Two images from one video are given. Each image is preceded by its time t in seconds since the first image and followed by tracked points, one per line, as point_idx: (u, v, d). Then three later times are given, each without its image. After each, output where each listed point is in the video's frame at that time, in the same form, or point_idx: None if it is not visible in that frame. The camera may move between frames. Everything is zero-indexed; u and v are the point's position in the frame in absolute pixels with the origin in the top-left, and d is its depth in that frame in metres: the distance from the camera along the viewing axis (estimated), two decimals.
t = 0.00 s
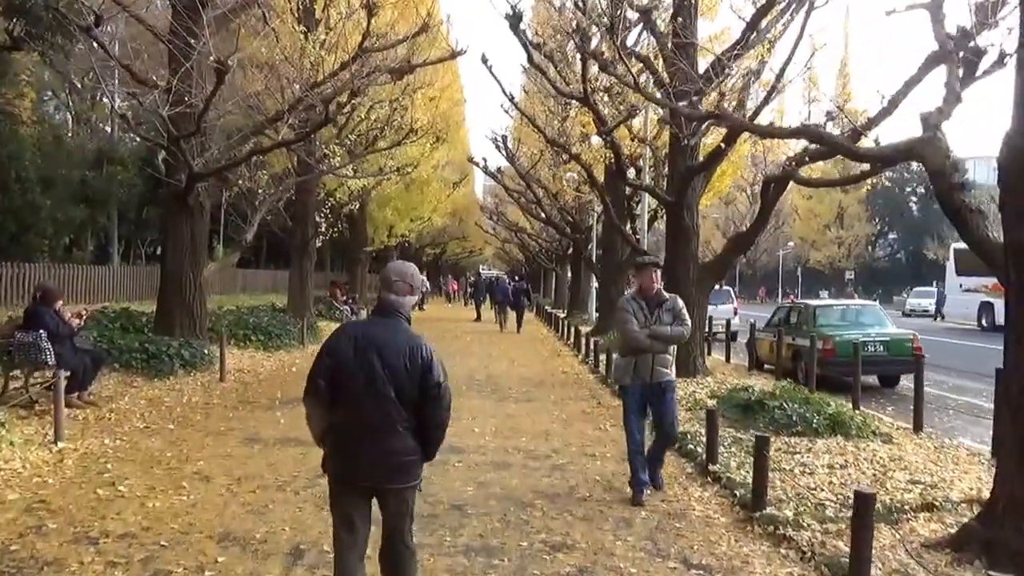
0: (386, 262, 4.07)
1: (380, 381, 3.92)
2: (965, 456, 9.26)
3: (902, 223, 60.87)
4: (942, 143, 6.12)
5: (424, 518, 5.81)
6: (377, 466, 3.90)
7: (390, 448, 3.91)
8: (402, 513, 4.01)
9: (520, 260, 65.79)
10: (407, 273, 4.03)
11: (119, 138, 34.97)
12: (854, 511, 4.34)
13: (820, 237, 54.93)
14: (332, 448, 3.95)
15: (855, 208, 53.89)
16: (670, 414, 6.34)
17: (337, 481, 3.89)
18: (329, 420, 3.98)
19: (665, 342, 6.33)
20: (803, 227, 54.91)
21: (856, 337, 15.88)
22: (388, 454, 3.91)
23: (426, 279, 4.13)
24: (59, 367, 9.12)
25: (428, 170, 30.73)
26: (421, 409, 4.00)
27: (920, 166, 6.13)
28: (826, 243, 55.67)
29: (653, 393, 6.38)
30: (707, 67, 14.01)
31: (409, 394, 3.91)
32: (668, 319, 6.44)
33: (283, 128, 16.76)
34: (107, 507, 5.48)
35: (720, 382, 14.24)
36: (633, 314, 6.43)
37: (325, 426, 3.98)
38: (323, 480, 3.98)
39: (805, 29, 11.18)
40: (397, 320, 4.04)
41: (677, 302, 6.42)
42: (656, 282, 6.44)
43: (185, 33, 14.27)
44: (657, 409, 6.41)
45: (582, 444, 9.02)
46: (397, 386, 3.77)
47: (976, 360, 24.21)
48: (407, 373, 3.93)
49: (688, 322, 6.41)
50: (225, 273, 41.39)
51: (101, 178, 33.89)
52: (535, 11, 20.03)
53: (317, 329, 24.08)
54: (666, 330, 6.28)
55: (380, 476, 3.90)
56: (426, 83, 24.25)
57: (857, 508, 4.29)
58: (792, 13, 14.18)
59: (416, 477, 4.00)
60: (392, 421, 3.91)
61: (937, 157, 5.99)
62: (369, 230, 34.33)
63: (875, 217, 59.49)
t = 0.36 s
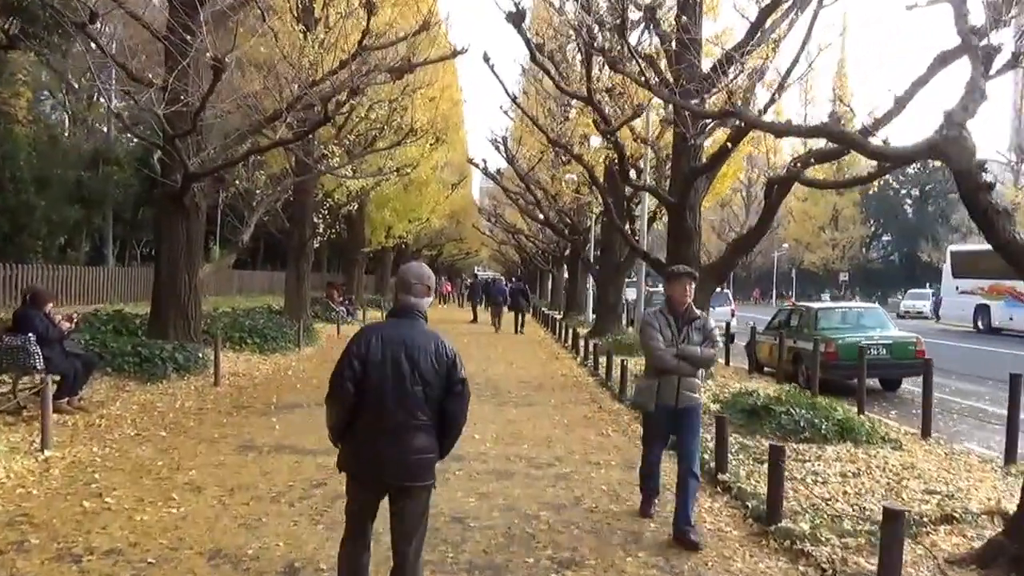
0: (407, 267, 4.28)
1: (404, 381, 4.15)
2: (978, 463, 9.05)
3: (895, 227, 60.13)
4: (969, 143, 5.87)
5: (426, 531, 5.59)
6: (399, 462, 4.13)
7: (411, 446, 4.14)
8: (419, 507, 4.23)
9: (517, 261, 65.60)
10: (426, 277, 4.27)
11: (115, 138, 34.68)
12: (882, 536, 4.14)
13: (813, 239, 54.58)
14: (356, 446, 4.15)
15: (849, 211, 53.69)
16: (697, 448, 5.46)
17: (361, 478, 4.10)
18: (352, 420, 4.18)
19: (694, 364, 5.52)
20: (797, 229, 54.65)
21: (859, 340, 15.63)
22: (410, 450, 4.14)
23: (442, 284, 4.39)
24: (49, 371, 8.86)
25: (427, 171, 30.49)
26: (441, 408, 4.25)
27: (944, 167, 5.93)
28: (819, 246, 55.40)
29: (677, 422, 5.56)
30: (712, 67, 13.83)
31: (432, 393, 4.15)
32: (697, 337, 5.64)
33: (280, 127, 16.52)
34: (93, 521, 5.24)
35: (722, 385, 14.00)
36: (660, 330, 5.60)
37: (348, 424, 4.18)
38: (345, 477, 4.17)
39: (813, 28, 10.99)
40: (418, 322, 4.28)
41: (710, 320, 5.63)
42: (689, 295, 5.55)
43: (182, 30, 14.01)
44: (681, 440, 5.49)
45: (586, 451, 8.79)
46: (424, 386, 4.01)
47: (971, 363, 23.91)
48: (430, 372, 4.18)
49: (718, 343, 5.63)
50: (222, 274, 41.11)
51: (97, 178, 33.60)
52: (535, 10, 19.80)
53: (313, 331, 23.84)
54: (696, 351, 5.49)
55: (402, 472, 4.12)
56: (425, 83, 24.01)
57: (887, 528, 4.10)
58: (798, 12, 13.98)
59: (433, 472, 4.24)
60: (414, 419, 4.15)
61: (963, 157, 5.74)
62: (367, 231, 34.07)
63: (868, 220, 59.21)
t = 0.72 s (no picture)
0: (395, 269, 4.31)
1: (393, 382, 4.17)
2: (992, 470, 8.83)
3: (894, 228, 59.94)
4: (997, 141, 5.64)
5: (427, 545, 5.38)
6: (391, 462, 4.15)
7: (403, 446, 4.16)
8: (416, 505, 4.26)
9: (517, 263, 65.37)
10: (414, 278, 4.28)
11: (113, 138, 34.49)
12: (911, 561, 4.07)
13: (812, 241, 54.02)
14: (350, 448, 4.19)
15: (847, 213, 53.46)
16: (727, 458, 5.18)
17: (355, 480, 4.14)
18: (345, 423, 4.21)
19: (735, 372, 5.02)
20: (795, 231, 54.08)
21: (864, 343, 15.37)
22: (402, 450, 4.16)
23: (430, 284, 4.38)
24: (38, 376, 8.61)
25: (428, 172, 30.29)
26: (430, 407, 4.25)
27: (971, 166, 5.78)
28: (818, 248, 55.03)
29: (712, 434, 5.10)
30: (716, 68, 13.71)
31: (420, 393, 4.16)
32: (738, 340, 5.11)
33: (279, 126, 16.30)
34: (79, 535, 5.01)
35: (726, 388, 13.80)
36: (697, 333, 5.05)
37: (341, 428, 4.21)
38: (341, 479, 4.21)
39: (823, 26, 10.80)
40: (405, 322, 4.29)
41: (753, 321, 5.09)
42: (729, 293, 5.01)
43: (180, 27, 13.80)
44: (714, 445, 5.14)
45: (590, 457, 8.58)
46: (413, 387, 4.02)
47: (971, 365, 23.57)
48: (418, 372, 4.20)
49: (764, 346, 5.09)
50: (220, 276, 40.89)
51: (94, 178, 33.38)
52: (537, 9, 19.58)
53: (312, 333, 23.63)
54: (738, 356, 4.97)
55: (395, 472, 4.15)
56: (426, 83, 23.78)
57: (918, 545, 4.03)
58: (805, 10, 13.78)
59: (427, 471, 4.26)
60: (405, 419, 4.16)
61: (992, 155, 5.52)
62: (367, 232, 33.82)
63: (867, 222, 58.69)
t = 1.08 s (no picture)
0: (401, 273, 4.44)
1: (392, 382, 4.30)
2: (1013, 479, 8.54)
3: (898, 230, 59.13)
4: None
5: (427, 559, 5.13)
6: (388, 461, 4.29)
7: (400, 445, 4.30)
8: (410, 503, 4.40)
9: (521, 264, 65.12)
10: (418, 282, 4.42)
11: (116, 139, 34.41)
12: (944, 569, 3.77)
13: (816, 243, 53.40)
14: (347, 445, 4.33)
15: (852, 214, 53.03)
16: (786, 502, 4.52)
17: (351, 476, 4.28)
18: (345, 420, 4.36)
19: (788, 391, 4.47)
20: (799, 233, 53.41)
21: (874, 346, 15.00)
22: (399, 449, 4.30)
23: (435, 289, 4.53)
24: (29, 378, 8.54)
25: (431, 173, 30.05)
26: (428, 409, 4.39)
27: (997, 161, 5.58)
28: (822, 250, 54.71)
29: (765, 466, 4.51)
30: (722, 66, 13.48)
31: (419, 395, 4.31)
32: (787, 354, 4.57)
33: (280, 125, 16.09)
34: (63, 548, 4.80)
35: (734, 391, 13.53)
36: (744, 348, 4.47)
37: (340, 425, 4.36)
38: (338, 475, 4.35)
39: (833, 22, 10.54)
40: (407, 325, 4.43)
41: (802, 330, 4.61)
42: (773, 298, 4.45)
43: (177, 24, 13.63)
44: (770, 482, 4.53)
45: (597, 464, 8.33)
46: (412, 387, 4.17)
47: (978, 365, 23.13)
48: (418, 374, 4.33)
49: (816, 360, 4.57)
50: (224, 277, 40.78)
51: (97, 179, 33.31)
52: (540, 8, 19.37)
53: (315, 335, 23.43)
54: (792, 373, 4.43)
55: (391, 471, 4.29)
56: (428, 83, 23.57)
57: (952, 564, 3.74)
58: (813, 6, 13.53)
59: (422, 471, 4.39)
60: (403, 420, 4.30)
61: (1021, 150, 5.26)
62: (370, 233, 33.62)
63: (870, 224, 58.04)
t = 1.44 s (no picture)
0: (415, 272, 4.67)
1: (409, 377, 4.52)
2: None
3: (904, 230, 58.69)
4: None
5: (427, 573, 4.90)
6: (403, 454, 4.48)
7: (414, 438, 4.50)
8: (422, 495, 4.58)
9: (526, 265, 64.90)
10: (432, 281, 4.67)
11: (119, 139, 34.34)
12: None
13: (821, 243, 53.44)
14: (363, 438, 4.50)
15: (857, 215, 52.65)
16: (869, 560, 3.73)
17: (367, 468, 4.45)
18: (361, 414, 4.55)
19: (866, 428, 3.74)
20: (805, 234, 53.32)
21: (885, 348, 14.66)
22: (414, 442, 4.50)
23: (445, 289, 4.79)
24: (19, 380, 8.47)
25: (435, 174, 29.86)
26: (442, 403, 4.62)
27: None
28: (828, 250, 54.52)
29: (834, 515, 3.82)
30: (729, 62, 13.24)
31: (435, 388, 4.54)
32: (862, 380, 3.85)
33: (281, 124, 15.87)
34: (44, 562, 4.61)
35: (743, 394, 13.26)
36: (812, 370, 3.76)
37: (355, 419, 4.54)
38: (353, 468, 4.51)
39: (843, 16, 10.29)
40: (421, 322, 4.67)
41: (879, 352, 3.88)
42: (848, 310, 3.79)
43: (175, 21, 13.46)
44: (842, 537, 3.80)
45: (604, 470, 8.10)
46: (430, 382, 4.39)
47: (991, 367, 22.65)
48: (433, 369, 4.56)
49: (897, 391, 3.86)
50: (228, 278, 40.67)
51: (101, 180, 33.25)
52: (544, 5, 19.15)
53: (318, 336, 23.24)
54: (872, 404, 3.70)
55: (406, 463, 4.47)
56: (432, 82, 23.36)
57: None
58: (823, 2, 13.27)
59: (433, 465, 4.60)
60: (418, 414, 4.51)
61: None
62: (374, 234, 33.46)
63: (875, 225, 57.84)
